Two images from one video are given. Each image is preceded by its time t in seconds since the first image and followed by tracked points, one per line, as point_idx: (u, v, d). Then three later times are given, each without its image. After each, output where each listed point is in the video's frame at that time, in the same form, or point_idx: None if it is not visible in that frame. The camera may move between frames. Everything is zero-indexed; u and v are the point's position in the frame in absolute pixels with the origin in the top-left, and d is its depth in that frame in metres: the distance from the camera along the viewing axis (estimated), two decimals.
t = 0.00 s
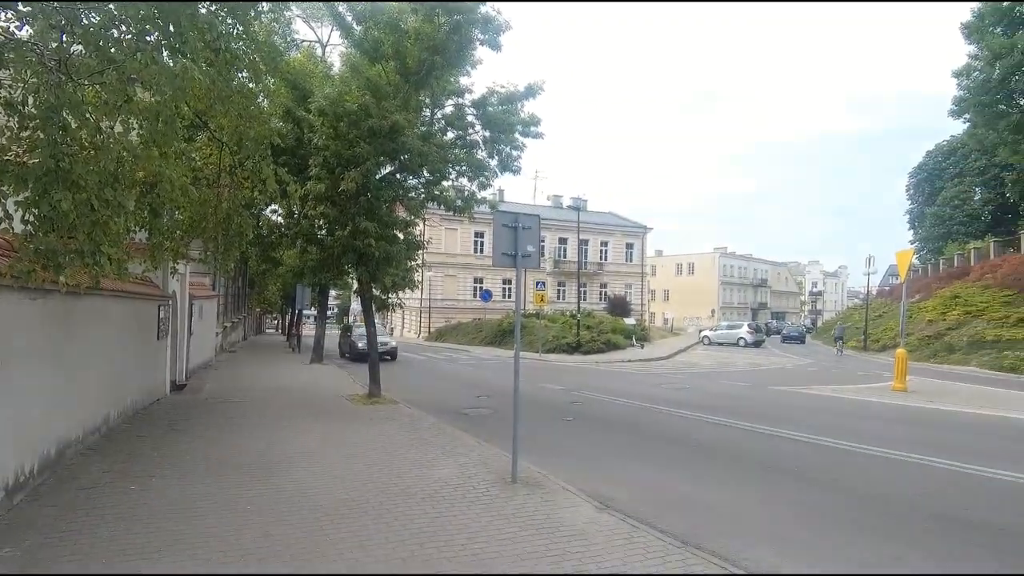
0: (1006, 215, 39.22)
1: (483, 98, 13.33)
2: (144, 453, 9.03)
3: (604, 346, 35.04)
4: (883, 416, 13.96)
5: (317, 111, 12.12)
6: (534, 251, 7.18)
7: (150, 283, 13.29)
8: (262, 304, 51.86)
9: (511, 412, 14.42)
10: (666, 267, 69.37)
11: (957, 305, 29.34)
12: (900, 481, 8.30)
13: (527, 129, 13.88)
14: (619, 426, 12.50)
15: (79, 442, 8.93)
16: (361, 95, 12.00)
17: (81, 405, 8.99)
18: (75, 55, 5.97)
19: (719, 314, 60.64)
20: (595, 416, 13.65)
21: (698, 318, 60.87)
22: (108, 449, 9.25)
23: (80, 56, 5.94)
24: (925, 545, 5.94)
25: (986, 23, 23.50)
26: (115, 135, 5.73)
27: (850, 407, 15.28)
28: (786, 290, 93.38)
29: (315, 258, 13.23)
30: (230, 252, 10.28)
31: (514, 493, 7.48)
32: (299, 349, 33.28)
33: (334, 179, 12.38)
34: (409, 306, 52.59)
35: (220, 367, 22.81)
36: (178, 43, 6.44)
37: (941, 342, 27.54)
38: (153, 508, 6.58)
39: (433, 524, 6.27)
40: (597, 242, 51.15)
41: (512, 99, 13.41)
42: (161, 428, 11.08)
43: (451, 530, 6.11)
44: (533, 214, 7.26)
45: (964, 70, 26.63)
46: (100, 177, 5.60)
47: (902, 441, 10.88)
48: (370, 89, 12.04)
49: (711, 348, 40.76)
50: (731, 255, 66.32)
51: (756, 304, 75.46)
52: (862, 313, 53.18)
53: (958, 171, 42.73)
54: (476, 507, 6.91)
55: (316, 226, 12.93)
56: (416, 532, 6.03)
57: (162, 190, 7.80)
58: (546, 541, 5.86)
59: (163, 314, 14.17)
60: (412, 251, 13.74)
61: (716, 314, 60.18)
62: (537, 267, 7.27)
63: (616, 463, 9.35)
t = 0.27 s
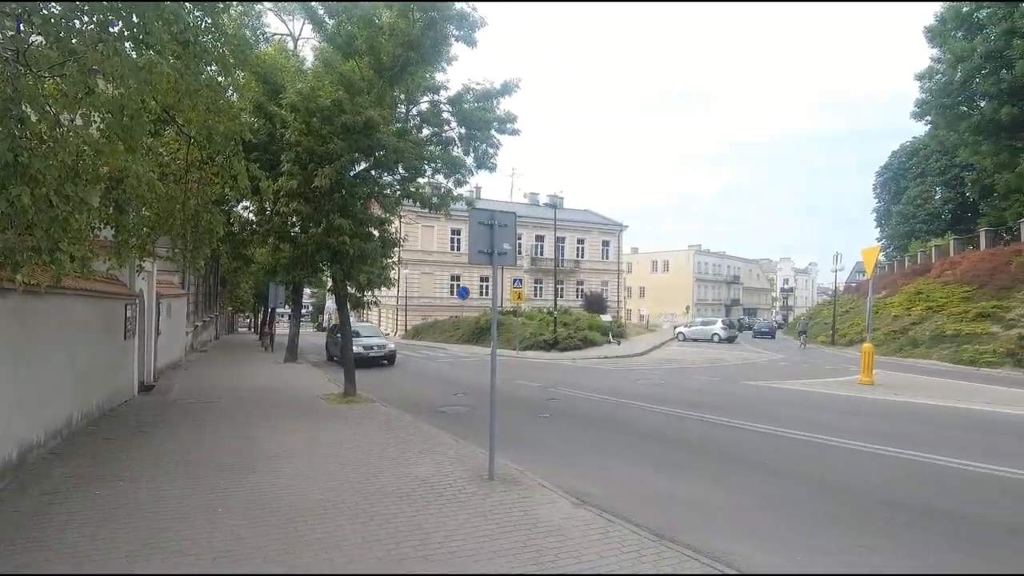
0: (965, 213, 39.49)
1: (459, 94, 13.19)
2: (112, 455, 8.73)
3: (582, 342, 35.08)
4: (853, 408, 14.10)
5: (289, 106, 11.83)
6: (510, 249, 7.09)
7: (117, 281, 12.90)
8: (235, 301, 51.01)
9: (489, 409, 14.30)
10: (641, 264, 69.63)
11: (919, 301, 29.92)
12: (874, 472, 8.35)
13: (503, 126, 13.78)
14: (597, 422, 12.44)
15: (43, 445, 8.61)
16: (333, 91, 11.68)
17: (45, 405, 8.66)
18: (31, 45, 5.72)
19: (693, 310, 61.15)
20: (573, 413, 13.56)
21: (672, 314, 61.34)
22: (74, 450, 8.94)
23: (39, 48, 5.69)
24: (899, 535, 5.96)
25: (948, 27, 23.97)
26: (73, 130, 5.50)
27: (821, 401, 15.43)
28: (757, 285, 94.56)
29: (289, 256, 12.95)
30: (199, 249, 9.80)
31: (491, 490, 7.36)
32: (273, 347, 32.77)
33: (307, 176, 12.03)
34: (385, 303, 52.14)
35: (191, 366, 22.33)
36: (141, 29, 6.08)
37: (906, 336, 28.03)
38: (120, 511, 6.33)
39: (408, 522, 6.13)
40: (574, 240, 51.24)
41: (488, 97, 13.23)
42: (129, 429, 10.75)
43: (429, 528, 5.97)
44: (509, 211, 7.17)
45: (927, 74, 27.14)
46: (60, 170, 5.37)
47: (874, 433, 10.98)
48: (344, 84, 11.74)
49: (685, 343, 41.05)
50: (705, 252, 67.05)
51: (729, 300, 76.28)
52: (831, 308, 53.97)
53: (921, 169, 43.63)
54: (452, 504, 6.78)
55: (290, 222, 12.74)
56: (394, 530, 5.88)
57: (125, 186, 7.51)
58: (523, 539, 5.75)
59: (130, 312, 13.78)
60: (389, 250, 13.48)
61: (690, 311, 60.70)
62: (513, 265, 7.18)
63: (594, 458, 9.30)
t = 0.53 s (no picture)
0: (924, 212, 40.51)
1: (432, 92, 13.28)
2: (75, 459, 8.36)
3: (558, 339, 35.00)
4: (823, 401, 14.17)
5: (257, 101, 11.53)
6: (484, 247, 6.93)
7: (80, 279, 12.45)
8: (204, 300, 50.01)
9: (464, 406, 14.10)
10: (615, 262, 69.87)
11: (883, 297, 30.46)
12: (849, 463, 8.35)
13: (476, 123, 13.81)
14: (574, 418, 12.32)
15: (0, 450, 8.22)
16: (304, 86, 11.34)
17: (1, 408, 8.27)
18: None
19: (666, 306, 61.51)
20: (549, 409, 13.44)
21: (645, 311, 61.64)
22: (32, 455, 8.55)
23: None
24: (877, 526, 5.93)
25: (909, 31, 24.29)
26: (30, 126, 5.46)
27: (792, 394, 15.49)
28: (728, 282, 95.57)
29: (258, 253, 12.54)
30: (167, 248, 8.99)
31: (466, 488, 7.19)
32: (244, 347, 32.08)
33: (277, 172, 11.58)
34: (358, 302, 51.50)
35: (158, 367, 21.76)
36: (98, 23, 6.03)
37: (870, 330, 28.42)
38: (79, 516, 6.03)
39: (382, 522, 5.94)
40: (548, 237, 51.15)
41: (461, 94, 13.36)
42: (92, 431, 10.35)
43: (404, 528, 5.78)
44: (483, 209, 7.03)
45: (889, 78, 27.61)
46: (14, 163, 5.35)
47: (847, 425, 11.02)
48: (314, 79, 11.43)
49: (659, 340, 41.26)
50: (678, 249, 67.50)
51: (701, 297, 76.91)
52: (798, 304, 54.58)
53: (884, 167, 44.30)
54: (427, 503, 6.60)
55: (260, 219, 12.38)
56: (367, 531, 5.68)
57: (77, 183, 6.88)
58: (500, 536, 5.60)
59: (94, 311, 13.31)
60: (361, 247, 13.18)
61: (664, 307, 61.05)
62: (486, 264, 7.01)
63: (572, 454, 9.17)
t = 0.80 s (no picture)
0: (889, 210, 41.10)
1: (406, 87, 12.14)
2: (28, 464, 7.80)
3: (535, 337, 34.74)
4: (798, 395, 14.11)
5: (225, 95, 10.64)
6: (460, 244, 6.52)
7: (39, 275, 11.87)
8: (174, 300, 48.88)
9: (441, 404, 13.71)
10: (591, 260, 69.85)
11: (848, 293, 30.65)
12: (833, 456, 8.18)
13: (452, 121, 12.57)
14: (556, 415, 12.00)
15: None
16: (273, 79, 10.53)
17: None
18: None
19: (642, 304, 61.59)
20: (529, 406, 13.11)
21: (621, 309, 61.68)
22: None
23: None
24: (870, 518, 5.70)
25: (873, 34, 24.45)
26: None
27: (765, 389, 15.40)
28: (703, 279, 96.24)
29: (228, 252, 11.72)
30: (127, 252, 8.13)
31: (442, 486, 6.83)
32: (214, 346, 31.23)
33: (247, 168, 10.78)
34: (331, 300, 50.60)
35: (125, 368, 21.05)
36: (61, 21, 5.80)
37: (837, 326, 28.63)
38: (29, 522, 5.58)
39: (355, 522, 5.58)
40: (524, 234, 50.88)
41: (439, 90, 12.19)
42: (50, 434, 9.80)
43: (378, 528, 5.42)
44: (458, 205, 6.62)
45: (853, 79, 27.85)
46: None
47: (830, 418, 10.85)
48: (285, 74, 10.57)
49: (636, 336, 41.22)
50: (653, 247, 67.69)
51: (677, 294, 77.26)
52: (768, 301, 55.10)
53: (852, 167, 44.81)
54: (402, 502, 6.24)
55: (230, 215, 11.54)
56: (339, 531, 5.32)
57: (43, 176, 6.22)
58: (480, 536, 5.26)
59: (54, 309, 12.72)
60: (335, 246, 12.31)
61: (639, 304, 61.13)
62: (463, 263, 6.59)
63: (554, 451, 8.85)
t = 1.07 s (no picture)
0: (857, 212, 41.73)
1: (382, 84, 11.88)
2: None
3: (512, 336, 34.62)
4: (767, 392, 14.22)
5: (195, 88, 10.35)
6: (437, 242, 6.43)
7: None
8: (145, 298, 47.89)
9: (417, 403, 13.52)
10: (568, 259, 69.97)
11: (818, 292, 30.99)
12: (806, 451, 8.24)
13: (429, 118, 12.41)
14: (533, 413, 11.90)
15: None
16: (244, 73, 10.35)
17: None
18: None
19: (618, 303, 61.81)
20: (506, 404, 12.99)
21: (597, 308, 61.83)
22: None
23: None
24: (848, 515, 5.68)
25: (841, 40, 25.15)
26: None
27: (738, 386, 15.49)
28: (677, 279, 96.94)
29: (198, 248, 11.44)
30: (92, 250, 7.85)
31: (417, 486, 6.70)
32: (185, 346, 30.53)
33: (218, 163, 10.51)
34: (305, 299, 49.89)
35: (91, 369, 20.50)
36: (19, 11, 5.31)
37: (806, 325, 28.91)
38: None
39: (328, 524, 5.43)
40: (501, 234, 50.72)
41: (415, 87, 12.04)
42: (12, 437, 9.46)
43: (351, 530, 5.28)
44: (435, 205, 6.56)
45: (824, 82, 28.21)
46: None
47: (806, 415, 10.89)
48: (256, 67, 10.34)
49: (612, 335, 41.31)
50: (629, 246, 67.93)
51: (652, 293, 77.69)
52: (740, 300, 55.68)
53: (822, 169, 45.42)
54: (376, 502, 6.10)
55: (201, 211, 11.23)
56: (311, 534, 5.16)
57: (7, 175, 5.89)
58: (457, 537, 5.14)
59: (15, 309, 12.28)
60: (309, 243, 12.04)
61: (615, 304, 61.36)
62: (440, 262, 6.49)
63: (532, 450, 8.74)
